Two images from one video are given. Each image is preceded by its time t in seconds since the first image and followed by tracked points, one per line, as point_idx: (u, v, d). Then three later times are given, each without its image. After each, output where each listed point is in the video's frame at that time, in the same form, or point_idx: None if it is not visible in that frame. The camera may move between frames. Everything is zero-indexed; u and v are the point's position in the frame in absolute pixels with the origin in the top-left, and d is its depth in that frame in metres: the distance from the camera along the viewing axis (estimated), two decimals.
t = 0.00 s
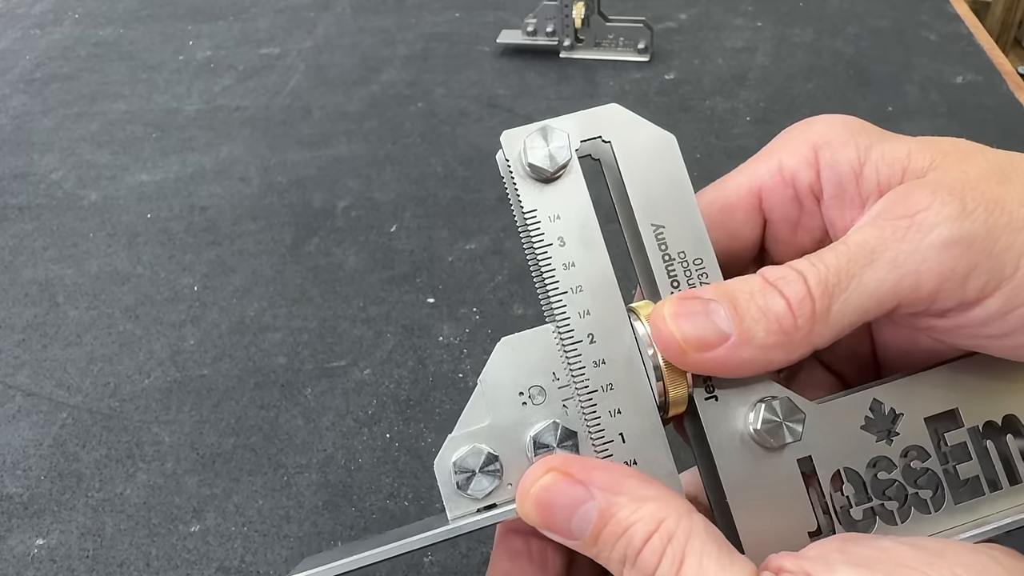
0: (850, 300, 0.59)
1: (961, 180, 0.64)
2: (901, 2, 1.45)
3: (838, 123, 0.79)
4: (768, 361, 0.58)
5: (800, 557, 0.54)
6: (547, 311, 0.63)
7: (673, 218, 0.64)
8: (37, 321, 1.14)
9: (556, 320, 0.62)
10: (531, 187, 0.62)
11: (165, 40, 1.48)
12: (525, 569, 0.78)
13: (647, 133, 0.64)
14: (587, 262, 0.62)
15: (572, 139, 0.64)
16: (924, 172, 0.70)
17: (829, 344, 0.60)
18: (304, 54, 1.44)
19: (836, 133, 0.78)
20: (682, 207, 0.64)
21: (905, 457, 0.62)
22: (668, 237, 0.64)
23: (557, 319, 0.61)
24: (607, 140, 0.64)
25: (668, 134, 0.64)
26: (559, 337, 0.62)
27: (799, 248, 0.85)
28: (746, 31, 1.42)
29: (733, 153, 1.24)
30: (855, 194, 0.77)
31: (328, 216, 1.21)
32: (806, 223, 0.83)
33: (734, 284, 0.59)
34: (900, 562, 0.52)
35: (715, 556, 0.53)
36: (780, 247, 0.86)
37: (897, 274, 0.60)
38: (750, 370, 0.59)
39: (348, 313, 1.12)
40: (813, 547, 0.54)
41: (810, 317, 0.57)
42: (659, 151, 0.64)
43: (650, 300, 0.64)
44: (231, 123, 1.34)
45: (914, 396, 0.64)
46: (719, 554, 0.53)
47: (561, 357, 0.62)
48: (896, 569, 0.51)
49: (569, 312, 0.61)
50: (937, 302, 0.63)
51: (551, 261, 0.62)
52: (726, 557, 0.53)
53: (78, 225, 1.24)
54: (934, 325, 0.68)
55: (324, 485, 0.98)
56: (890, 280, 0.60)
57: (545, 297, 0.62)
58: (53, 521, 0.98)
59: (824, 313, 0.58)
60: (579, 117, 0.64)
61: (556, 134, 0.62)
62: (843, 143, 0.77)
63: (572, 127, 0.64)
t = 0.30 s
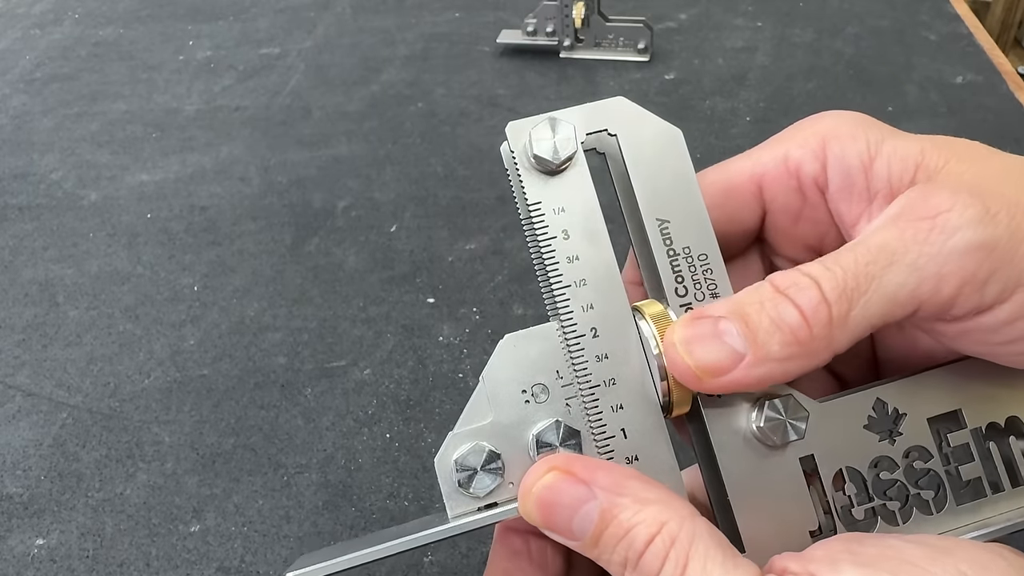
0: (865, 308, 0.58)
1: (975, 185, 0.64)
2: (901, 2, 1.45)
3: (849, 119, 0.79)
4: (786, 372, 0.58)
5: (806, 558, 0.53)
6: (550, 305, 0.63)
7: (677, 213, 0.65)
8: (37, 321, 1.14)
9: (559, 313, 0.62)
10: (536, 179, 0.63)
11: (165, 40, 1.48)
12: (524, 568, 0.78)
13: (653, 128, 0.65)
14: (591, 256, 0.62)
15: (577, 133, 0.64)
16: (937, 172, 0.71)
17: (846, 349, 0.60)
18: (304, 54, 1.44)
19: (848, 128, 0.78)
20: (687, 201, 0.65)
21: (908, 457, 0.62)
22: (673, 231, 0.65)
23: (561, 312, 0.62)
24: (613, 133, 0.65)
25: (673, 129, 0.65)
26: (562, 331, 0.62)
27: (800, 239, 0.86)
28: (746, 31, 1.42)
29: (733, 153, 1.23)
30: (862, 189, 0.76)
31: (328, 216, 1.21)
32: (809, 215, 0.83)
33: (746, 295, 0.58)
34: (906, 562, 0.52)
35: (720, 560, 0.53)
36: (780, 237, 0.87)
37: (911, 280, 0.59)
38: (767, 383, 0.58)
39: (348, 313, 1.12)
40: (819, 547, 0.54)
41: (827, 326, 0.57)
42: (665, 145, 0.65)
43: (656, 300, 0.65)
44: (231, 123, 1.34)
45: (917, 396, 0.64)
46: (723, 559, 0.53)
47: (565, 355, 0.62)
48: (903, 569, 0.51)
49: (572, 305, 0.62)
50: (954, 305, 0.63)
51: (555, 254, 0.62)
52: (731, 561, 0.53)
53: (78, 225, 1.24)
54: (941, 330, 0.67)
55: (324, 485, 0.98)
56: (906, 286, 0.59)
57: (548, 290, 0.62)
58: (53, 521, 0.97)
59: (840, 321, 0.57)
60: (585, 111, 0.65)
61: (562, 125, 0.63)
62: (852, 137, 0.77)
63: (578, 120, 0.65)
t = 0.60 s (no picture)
0: (869, 318, 0.58)
1: (978, 191, 0.64)
2: (901, 3, 1.46)
3: (855, 116, 0.78)
4: (790, 380, 0.58)
5: (808, 556, 0.53)
6: (550, 298, 0.63)
7: (679, 207, 0.65)
8: (37, 321, 1.14)
9: (560, 307, 0.62)
10: (538, 171, 0.63)
11: (165, 40, 1.48)
12: (520, 566, 0.79)
13: (656, 121, 0.65)
14: (592, 249, 0.63)
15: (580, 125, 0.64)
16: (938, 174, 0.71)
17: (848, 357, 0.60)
18: (304, 53, 1.44)
19: (854, 123, 0.78)
20: (689, 194, 0.65)
21: (909, 456, 0.62)
22: (675, 225, 0.65)
23: (561, 306, 0.62)
24: (616, 125, 0.65)
25: (676, 121, 0.66)
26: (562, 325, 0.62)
27: (805, 233, 0.86)
28: (746, 31, 1.42)
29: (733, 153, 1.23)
30: (865, 187, 0.76)
31: (328, 216, 1.21)
32: (816, 209, 0.83)
33: (751, 300, 0.58)
34: (911, 561, 0.51)
35: (720, 561, 0.52)
36: (786, 231, 0.87)
37: (913, 289, 0.60)
38: (771, 389, 0.59)
39: (348, 313, 1.12)
40: (821, 546, 0.54)
41: (831, 336, 0.57)
42: (668, 137, 0.65)
43: (660, 301, 0.65)
44: (231, 123, 1.34)
45: (918, 395, 0.64)
46: (723, 560, 0.52)
47: (566, 352, 0.62)
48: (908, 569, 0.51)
49: (573, 298, 0.62)
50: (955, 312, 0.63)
51: (556, 247, 0.62)
52: (730, 562, 0.52)
53: (78, 225, 1.24)
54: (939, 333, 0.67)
55: (324, 485, 0.98)
56: (909, 294, 0.60)
57: (549, 282, 0.62)
58: (52, 521, 0.97)
59: (844, 330, 0.57)
60: (588, 103, 0.65)
61: (565, 117, 0.63)
62: (858, 133, 0.77)
63: (581, 112, 0.65)
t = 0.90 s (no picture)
0: (868, 313, 0.58)
1: (974, 185, 0.64)
2: (901, 2, 1.46)
3: (857, 112, 0.78)
4: (790, 377, 0.58)
5: (806, 548, 0.53)
6: (553, 290, 0.63)
7: (683, 202, 0.65)
8: (37, 321, 1.14)
9: (563, 299, 0.62)
10: (543, 164, 0.63)
11: (165, 40, 1.48)
12: (521, 560, 0.79)
13: (660, 115, 0.65)
14: (595, 242, 0.63)
15: (586, 119, 0.64)
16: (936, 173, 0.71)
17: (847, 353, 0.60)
18: (304, 54, 1.44)
19: (856, 119, 0.78)
20: (692, 189, 0.65)
21: (908, 451, 0.62)
22: (678, 220, 0.65)
23: (563, 298, 0.62)
24: (621, 120, 0.65)
25: (680, 116, 0.65)
26: (565, 318, 0.62)
27: (809, 228, 0.86)
28: (746, 31, 1.42)
29: (733, 153, 1.23)
30: (866, 183, 0.76)
31: (328, 216, 1.21)
32: (819, 205, 0.83)
33: (752, 298, 0.58)
34: (908, 553, 0.51)
35: (716, 555, 0.52)
36: (790, 226, 0.86)
37: (910, 285, 0.60)
38: (773, 386, 0.59)
39: (348, 313, 1.12)
40: (818, 538, 0.54)
41: (830, 331, 0.57)
42: (673, 132, 0.65)
43: (664, 300, 0.65)
44: (231, 123, 1.34)
45: (918, 390, 0.64)
46: (719, 553, 0.52)
47: (569, 347, 0.62)
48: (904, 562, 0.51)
49: (575, 290, 0.62)
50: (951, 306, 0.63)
51: (560, 239, 0.62)
52: (727, 556, 0.52)
53: (78, 225, 1.24)
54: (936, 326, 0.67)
55: (324, 485, 0.98)
56: (906, 290, 0.60)
57: (552, 275, 0.62)
58: (53, 521, 0.97)
59: (844, 325, 0.57)
60: (594, 97, 0.65)
61: (571, 111, 0.63)
62: (860, 129, 0.77)
63: (587, 106, 0.65)
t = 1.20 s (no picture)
0: (864, 305, 0.58)
1: (970, 177, 0.63)
2: (901, 2, 1.46)
3: (857, 107, 0.78)
4: (787, 370, 0.58)
5: (802, 538, 0.54)
6: (552, 282, 0.63)
7: (681, 195, 0.65)
8: (37, 321, 1.14)
9: (561, 291, 0.62)
10: (542, 157, 0.63)
11: (165, 40, 1.48)
12: (519, 552, 0.79)
13: (660, 109, 0.65)
14: (594, 234, 0.63)
15: (585, 113, 0.65)
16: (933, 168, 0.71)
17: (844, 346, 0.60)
18: (304, 54, 1.44)
19: (855, 114, 0.77)
20: (690, 183, 0.65)
21: (904, 445, 0.62)
22: (676, 212, 0.65)
23: (561, 289, 0.62)
24: (620, 114, 0.65)
25: (680, 111, 0.66)
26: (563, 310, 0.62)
27: (808, 223, 0.86)
28: (746, 31, 1.42)
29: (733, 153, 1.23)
30: (864, 178, 0.76)
31: (328, 216, 1.21)
32: (819, 200, 0.83)
33: (749, 290, 0.58)
34: (903, 544, 0.51)
35: (710, 545, 0.52)
36: (789, 222, 0.86)
37: (905, 277, 0.60)
38: (769, 378, 0.59)
39: (348, 312, 1.12)
40: (814, 527, 0.54)
41: (826, 323, 0.57)
42: (671, 125, 0.65)
43: (662, 293, 0.65)
44: (231, 123, 1.34)
45: (916, 384, 0.64)
46: (714, 543, 0.52)
47: (568, 339, 0.62)
48: (899, 552, 0.51)
49: (573, 282, 0.62)
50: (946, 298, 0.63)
51: (558, 231, 0.63)
52: (721, 546, 0.52)
53: (78, 225, 1.24)
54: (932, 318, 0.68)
55: (324, 485, 0.97)
56: (901, 283, 0.60)
57: (551, 266, 0.63)
58: (52, 521, 0.97)
59: (840, 317, 0.57)
60: (593, 92, 0.65)
61: (570, 105, 0.63)
62: (859, 124, 0.77)
63: (586, 101, 0.65)
